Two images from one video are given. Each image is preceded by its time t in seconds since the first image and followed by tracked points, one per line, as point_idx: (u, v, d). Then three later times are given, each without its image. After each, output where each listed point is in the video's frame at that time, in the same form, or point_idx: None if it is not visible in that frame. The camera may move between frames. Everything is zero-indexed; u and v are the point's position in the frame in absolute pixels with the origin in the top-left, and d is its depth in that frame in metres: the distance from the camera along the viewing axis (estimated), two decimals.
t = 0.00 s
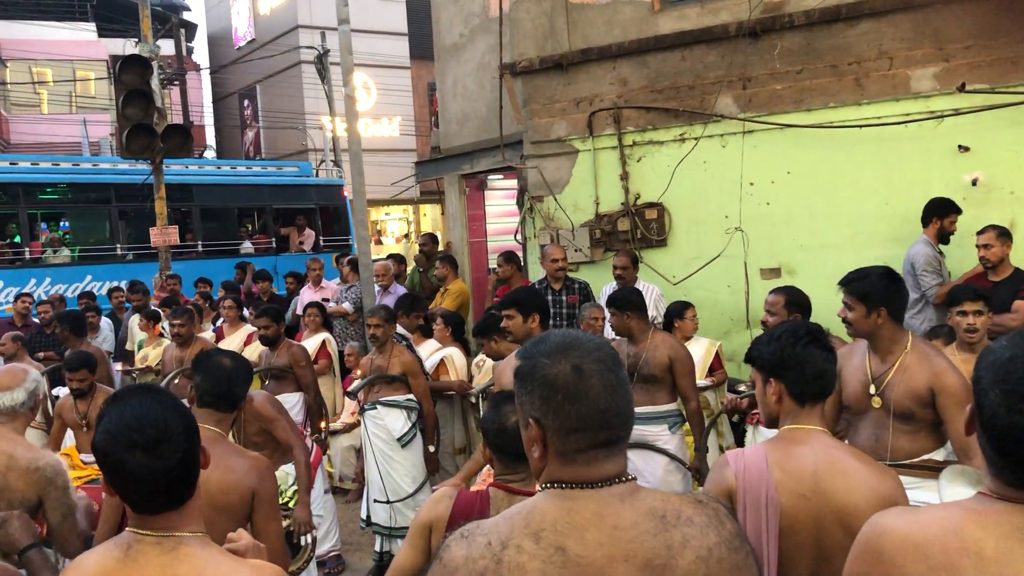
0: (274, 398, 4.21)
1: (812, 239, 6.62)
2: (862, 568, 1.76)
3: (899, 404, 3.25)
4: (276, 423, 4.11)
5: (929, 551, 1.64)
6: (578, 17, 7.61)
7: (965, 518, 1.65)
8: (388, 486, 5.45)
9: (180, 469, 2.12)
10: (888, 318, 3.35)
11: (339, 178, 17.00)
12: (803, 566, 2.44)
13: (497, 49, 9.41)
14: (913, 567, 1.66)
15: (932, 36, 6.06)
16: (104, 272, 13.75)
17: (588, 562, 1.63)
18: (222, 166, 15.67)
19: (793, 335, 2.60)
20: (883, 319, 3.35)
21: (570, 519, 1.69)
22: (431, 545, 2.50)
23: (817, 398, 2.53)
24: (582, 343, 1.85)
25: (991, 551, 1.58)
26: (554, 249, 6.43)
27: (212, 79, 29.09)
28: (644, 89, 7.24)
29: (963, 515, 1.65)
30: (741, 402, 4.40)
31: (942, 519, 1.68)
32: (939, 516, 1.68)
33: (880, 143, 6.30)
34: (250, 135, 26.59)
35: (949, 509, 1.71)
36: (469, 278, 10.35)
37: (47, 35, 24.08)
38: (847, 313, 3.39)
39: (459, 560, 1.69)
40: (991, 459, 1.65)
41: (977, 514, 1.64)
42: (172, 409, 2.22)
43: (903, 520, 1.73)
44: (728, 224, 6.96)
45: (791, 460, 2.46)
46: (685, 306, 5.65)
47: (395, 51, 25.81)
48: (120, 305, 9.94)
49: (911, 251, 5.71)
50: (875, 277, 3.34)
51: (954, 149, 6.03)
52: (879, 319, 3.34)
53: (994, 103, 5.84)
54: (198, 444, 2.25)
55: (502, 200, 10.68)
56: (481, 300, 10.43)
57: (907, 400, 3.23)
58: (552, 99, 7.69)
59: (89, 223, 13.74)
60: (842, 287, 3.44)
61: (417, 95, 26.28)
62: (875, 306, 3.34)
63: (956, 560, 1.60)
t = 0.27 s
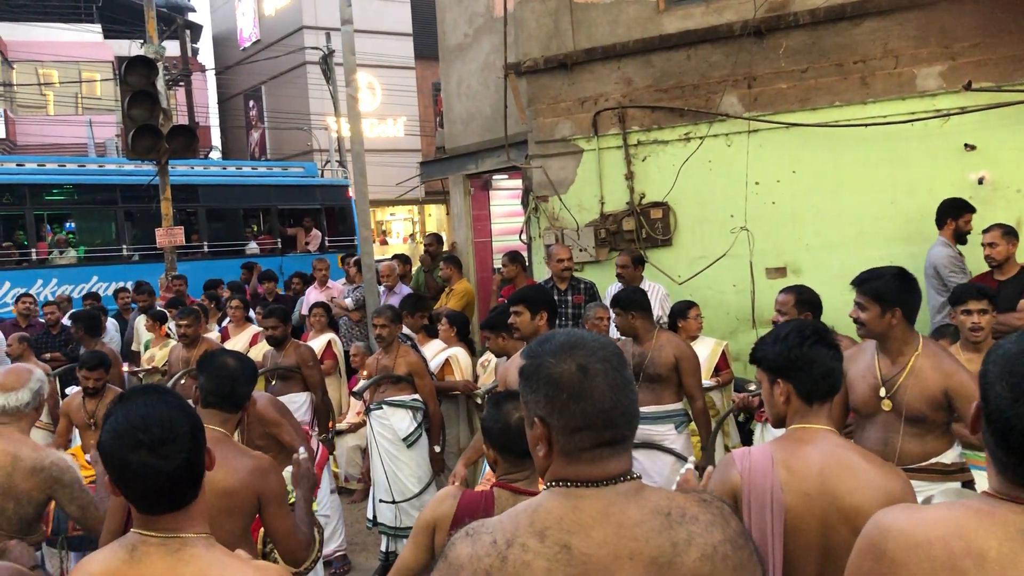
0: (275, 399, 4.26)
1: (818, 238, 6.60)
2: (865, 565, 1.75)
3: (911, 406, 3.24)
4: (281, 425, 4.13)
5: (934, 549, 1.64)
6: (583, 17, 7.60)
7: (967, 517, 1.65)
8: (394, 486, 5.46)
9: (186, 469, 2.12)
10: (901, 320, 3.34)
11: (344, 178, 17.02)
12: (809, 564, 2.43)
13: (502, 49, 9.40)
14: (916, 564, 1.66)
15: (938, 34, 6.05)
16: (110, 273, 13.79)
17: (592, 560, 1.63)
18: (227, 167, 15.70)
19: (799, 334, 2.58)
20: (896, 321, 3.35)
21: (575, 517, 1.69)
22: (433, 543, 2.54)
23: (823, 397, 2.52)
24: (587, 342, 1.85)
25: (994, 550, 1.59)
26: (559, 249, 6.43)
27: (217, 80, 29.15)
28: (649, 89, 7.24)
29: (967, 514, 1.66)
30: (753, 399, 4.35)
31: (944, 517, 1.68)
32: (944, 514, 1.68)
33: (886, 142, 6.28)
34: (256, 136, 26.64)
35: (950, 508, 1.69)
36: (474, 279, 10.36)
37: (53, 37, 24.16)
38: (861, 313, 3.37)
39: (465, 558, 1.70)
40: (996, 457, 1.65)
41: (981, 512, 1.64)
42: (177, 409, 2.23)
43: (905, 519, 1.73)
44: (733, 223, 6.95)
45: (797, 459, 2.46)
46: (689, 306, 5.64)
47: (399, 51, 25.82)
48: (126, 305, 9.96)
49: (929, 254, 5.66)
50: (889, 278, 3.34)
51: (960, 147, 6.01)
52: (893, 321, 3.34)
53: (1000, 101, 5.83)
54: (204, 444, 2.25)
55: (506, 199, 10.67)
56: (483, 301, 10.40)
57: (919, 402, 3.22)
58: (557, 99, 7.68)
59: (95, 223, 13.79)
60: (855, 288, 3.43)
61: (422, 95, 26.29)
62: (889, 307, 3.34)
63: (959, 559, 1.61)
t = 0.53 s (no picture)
0: (285, 400, 4.28)
1: (824, 237, 6.59)
2: (871, 564, 1.76)
3: (923, 402, 3.23)
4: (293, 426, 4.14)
5: (939, 548, 1.64)
6: (588, 16, 7.59)
7: (977, 515, 1.64)
8: (400, 485, 5.46)
9: (195, 467, 2.13)
10: (917, 317, 3.34)
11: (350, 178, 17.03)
12: (817, 563, 2.43)
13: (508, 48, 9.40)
14: (922, 562, 1.66)
15: (945, 31, 6.02)
16: (117, 274, 13.82)
17: (600, 558, 1.62)
18: (233, 167, 15.72)
19: (810, 333, 2.58)
20: (912, 318, 3.34)
21: (583, 515, 1.68)
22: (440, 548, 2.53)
23: (833, 396, 2.51)
24: (595, 340, 1.85)
25: (1000, 549, 1.58)
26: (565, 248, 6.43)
27: (223, 81, 29.21)
28: (655, 87, 7.23)
29: (975, 513, 1.65)
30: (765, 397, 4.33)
31: (951, 516, 1.67)
32: (948, 513, 1.68)
33: (893, 140, 6.27)
34: (261, 136, 26.68)
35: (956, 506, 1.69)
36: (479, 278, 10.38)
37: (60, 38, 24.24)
38: (877, 310, 3.35)
39: (473, 556, 1.70)
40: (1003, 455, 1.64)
41: (989, 512, 1.63)
42: (188, 407, 2.24)
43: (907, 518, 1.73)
44: (739, 222, 6.94)
45: (806, 458, 2.45)
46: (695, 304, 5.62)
47: (404, 51, 25.83)
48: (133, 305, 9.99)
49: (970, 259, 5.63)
50: (907, 276, 3.32)
51: (967, 145, 5.99)
52: (910, 318, 3.33)
53: (1007, 99, 5.81)
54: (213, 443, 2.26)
55: (511, 199, 10.52)
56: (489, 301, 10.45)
57: (930, 399, 3.22)
58: (562, 97, 7.68)
59: (102, 224, 13.83)
60: (871, 284, 3.39)
61: (427, 94, 26.30)
62: (907, 305, 3.33)
63: (966, 558, 1.60)
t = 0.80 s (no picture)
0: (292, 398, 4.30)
1: (830, 235, 6.57)
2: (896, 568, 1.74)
3: (928, 400, 3.22)
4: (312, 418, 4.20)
5: (964, 550, 1.62)
6: (593, 14, 7.58)
7: (995, 516, 1.63)
8: (406, 484, 5.47)
9: (200, 465, 2.13)
10: (929, 311, 3.32)
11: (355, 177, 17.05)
12: (825, 562, 2.42)
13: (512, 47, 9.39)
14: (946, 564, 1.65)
15: (951, 28, 6.00)
16: (123, 273, 13.85)
17: (609, 557, 1.62)
18: (238, 167, 15.75)
19: (814, 330, 2.58)
20: (924, 312, 3.32)
21: (591, 514, 1.68)
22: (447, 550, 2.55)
23: (841, 394, 2.50)
24: (602, 338, 1.85)
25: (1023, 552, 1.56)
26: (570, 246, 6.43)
27: (228, 80, 29.26)
28: (660, 85, 7.21)
29: (994, 514, 1.63)
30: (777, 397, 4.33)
31: (974, 517, 1.66)
32: (971, 515, 1.66)
33: (899, 137, 6.25)
34: (267, 135, 26.72)
35: (985, 507, 1.67)
36: (485, 277, 10.38)
37: (66, 38, 24.30)
38: (888, 303, 3.35)
39: (481, 555, 1.70)
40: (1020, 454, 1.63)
41: (1016, 513, 1.61)
42: (194, 405, 2.24)
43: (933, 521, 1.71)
44: (745, 220, 6.92)
45: (813, 456, 2.45)
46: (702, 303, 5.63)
47: (409, 50, 25.84)
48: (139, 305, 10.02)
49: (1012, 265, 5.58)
50: (919, 269, 3.29)
51: (973, 142, 5.97)
52: (921, 312, 3.31)
53: (1014, 96, 5.79)
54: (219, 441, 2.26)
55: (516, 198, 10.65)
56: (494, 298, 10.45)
57: (935, 397, 3.20)
58: (567, 96, 7.67)
59: (108, 224, 13.86)
60: (883, 277, 3.38)
61: (432, 93, 26.32)
62: (917, 298, 3.31)
63: (988, 557, 1.59)
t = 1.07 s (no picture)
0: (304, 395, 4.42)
1: (834, 233, 6.56)
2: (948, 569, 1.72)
3: (935, 396, 3.22)
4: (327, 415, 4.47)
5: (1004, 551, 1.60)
6: (596, 13, 7.58)
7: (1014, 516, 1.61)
8: (410, 483, 5.46)
9: (205, 464, 2.13)
10: (936, 307, 3.32)
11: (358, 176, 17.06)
12: (831, 560, 2.41)
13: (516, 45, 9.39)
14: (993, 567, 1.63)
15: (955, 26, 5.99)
16: (127, 273, 13.87)
17: (617, 556, 1.62)
18: (242, 166, 15.77)
19: (816, 329, 2.58)
20: (930, 308, 3.32)
21: (599, 514, 1.68)
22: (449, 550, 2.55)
23: (846, 393, 2.50)
24: (610, 337, 1.85)
25: None
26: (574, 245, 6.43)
27: (231, 80, 29.28)
28: (663, 84, 7.20)
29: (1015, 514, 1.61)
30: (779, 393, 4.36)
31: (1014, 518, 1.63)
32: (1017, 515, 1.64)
33: (903, 135, 6.23)
34: (270, 134, 26.73)
35: None
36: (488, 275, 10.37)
37: (70, 38, 24.32)
38: (896, 299, 3.34)
39: (488, 555, 1.70)
40: None
41: None
42: (199, 404, 2.25)
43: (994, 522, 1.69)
44: (749, 218, 6.91)
45: (819, 454, 2.44)
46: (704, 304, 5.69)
47: (412, 49, 25.84)
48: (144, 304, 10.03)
49: None
50: (924, 265, 3.29)
51: (978, 140, 5.95)
52: (928, 308, 3.31)
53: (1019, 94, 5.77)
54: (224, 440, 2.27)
55: (520, 197, 10.67)
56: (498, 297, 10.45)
57: (942, 394, 3.20)
58: (570, 95, 7.67)
59: (112, 223, 13.88)
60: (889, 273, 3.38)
61: (435, 92, 26.32)
62: (925, 293, 3.31)
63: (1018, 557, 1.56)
